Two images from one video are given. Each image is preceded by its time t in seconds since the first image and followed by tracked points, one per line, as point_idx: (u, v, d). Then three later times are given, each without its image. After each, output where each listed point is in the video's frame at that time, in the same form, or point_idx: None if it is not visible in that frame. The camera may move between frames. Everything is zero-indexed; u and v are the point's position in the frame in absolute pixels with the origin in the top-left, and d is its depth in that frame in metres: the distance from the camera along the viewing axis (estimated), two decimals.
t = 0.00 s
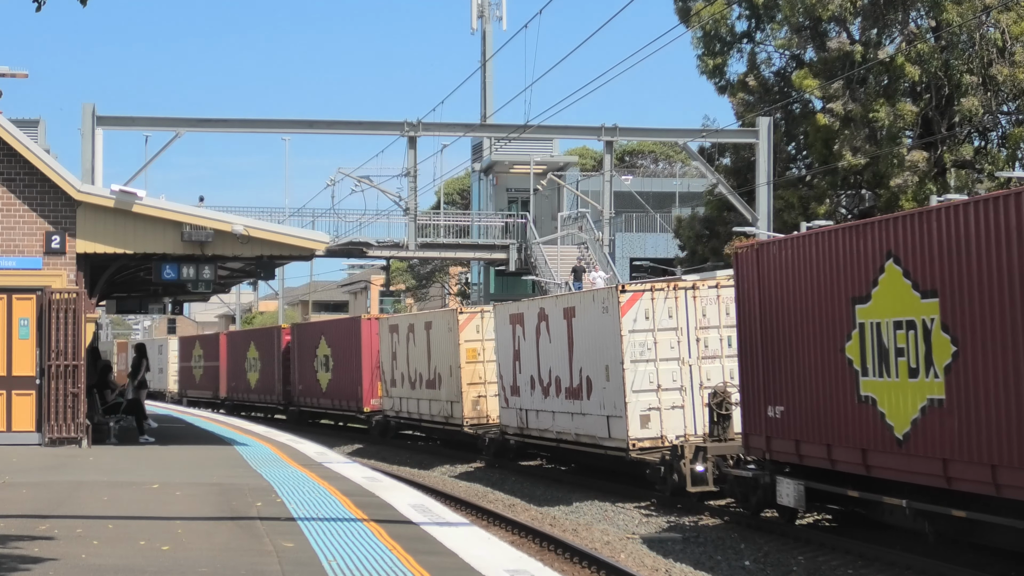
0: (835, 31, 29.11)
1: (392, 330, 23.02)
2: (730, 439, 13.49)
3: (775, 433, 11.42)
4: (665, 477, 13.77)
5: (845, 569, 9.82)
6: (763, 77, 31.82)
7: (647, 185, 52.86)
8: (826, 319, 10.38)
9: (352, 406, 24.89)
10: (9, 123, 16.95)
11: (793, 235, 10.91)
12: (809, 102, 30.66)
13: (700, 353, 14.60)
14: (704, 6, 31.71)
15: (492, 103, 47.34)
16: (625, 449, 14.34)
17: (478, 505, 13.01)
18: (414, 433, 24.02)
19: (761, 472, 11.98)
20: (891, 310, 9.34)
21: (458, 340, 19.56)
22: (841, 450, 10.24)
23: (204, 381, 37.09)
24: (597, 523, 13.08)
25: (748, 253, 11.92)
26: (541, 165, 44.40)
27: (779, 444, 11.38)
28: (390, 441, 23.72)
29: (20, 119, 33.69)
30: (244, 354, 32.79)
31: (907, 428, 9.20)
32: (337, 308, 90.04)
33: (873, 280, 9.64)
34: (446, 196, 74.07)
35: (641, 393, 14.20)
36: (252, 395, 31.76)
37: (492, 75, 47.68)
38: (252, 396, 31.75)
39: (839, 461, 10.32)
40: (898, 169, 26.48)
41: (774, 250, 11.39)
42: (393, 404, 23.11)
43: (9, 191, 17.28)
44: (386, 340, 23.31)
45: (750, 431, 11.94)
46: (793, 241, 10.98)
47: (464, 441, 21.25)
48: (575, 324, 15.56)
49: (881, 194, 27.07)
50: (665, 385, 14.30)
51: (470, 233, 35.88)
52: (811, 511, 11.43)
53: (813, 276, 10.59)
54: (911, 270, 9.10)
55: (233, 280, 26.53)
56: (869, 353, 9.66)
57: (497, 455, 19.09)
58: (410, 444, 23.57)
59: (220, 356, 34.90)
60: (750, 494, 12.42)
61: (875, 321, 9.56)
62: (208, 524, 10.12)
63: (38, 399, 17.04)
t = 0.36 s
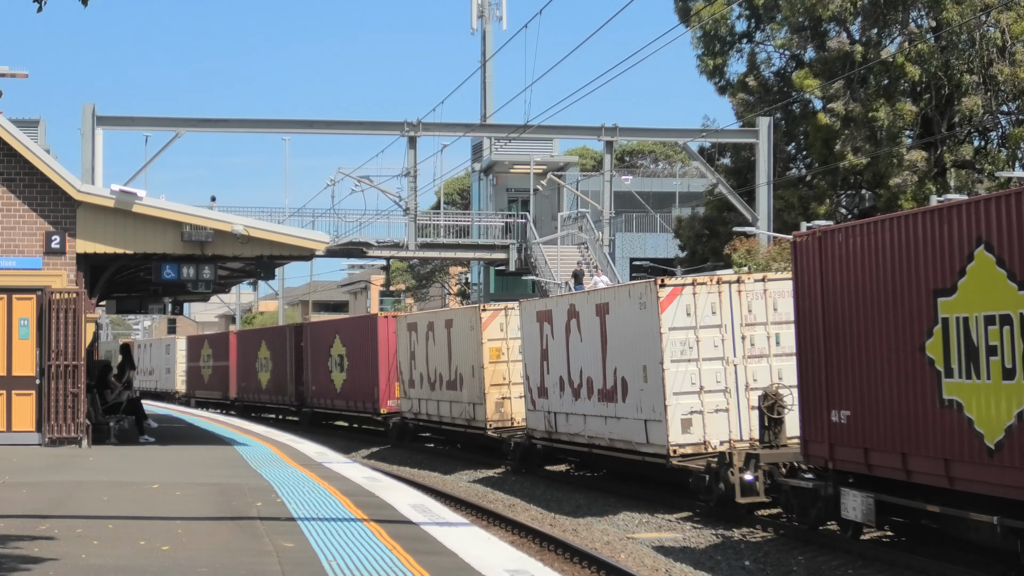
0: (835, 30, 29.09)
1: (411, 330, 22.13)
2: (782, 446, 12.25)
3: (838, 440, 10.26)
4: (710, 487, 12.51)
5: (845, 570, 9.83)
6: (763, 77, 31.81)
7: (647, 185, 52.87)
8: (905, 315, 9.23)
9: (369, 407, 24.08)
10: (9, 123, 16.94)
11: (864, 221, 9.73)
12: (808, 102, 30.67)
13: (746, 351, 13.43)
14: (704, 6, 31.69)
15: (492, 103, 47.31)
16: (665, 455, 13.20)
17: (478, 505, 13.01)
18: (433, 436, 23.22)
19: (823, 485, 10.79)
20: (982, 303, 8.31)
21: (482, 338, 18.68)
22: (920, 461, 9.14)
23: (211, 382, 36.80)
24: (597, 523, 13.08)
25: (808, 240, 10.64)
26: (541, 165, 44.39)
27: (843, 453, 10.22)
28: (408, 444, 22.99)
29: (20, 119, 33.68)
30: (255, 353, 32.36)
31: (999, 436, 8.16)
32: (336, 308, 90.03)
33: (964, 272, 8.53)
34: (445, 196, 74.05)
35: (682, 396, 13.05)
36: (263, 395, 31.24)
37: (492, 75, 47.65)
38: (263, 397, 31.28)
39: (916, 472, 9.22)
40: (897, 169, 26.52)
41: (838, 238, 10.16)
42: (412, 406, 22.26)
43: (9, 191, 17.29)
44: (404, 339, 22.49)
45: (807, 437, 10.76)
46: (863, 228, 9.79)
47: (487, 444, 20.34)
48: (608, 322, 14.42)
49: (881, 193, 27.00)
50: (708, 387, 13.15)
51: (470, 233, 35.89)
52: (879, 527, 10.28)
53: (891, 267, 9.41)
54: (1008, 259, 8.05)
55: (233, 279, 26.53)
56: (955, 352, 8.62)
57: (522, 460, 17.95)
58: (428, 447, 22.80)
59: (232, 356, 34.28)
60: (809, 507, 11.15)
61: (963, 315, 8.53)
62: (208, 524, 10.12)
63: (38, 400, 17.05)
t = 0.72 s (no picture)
0: (835, 30, 29.09)
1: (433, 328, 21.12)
2: (841, 452, 11.74)
3: (913, 450, 9.04)
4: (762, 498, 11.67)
5: (845, 570, 9.79)
6: (763, 77, 31.83)
7: (647, 185, 52.87)
8: (996, 308, 8.01)
9: (386, 409, 23.07)
10: (9, 123, 16.93)
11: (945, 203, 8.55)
12: (808, 102, 30.71)
13: (799, 350, 12.19)
14: (704, 6, 31.71)
15: (492, 103, 47.30)
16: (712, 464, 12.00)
17: (478, 505, 13.00)
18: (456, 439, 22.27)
19: (892, 497, 9.56)
20: None
21: (506, 338, 17.64)
22: (1011, 473, 7.90)
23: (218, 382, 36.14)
24: (596, 523, 13.07)
25: (881, 227, 9.45)
26: (541, 165, 44.38)
27: (919, 464, 9.00)
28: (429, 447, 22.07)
29: (20, 119, 33.69)
30: (266, 353, 31.53)
31: None
32: (337, 308, 90.02)
33: None
34: (446, 197, 74.05)
35: (730, 399, 11.88)
36: (275, 396, 30.38)
37: (492, 75, 47.64)
38: (274, 398, 30.43)
39: (1007, 486, 7.97)
40: (898, 169, 26.55)
41: (914, 223, 9.00)
42: (432, 408, 21.31)
43: (9, 191, 17.29)
44: (424, 338, 21.58)
45: (878, 445, 9.55)
46: (945, 210, 8.61)
47: (517, 448, 19.50)
48: (646, 318, 13.32)
49: (881, 193, 26.99)
50: (758, 389, 11.98)
51: (470, 233, 35.89)
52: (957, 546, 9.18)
53: (978, 254, 8.20)
54: None
55: (233, 280, 26.54)
56: None
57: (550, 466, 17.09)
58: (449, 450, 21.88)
59: (242, 354, 33.34)
60: (879, 522, 10.04)
61: None
62: (208, 524, 10.13)
63: (38, 399, 17.05)
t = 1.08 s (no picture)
0: (835, 30, 29.09)
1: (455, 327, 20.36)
2: (915, 461, 10.82)
3: (1006, 462, 8.05)
4: (823, 511, 10.75)
5: (845, 570, 9.79)
6: (763, 77, 31.83)
7: (647, 185, 52.87)
8: None
9: (404, 411, 22.27)
10: (9, 123, 16.93)
11: None
12: (808, 102, 30.73)
13: (859, 349, 11.49)
14: (704, 6, 31.70)
15: (492, 103, 47.28)
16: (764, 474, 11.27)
17: (478, 505, 12.99)
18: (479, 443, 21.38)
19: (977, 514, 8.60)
20: None
21: (535, 336, 16.98)
22: None
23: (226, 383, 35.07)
24: (596, 523, 13.08)
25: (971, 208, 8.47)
26: (541, 165, 44.34)
27: (1010, 478, 8.03)
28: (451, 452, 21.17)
29: (20, 119, 33.68)
30: (277, 352, 30.47)
31: None
32: (337, 308, 90.00)
33: None
34: (446, 197, 74.04)
35: (785, 402, 11.16)
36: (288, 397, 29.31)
37: (492, 75, 47.65)
38: (287, 399, 29.37)
39: None
40: (898, 169, 26.59)
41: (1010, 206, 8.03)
42: (453, 410, 20.54)
43: (9, 191, 17.29)
44: (444, 337, 20.82)
45: (964, 457, 8.54)
46: None
47: (544, 455, 18.29)
48: (689, 315, 12.63)
49: (882, 193, 27.31)
50: (815, 392, 11.26)
51: (470, 233, 35.87)
52: None
53: None
54: None
55: (233, 280, 26.53)
56: None
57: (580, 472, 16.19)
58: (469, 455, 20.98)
59: (253, 353, 32.21)
60: (962, 541, 9.07)
61: None
62: (208, 524, 10.12)
63: (38, 400, 17.04)
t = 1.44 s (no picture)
0: (835, 30, 29.09)
1: (477, 326, 19.30)
2: (1002, 472, 9.57)
3: None
4: (892, 526, 9.55)
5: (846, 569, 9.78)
6: (763, 77, 31.83)
7: (647, 185, 52.85)
8: None
9: (422, 413, 21.16)
10: (9, 123, 16.93)
11: None
12: (809, 102, 30.74)
13: (930, 348, 10.16)
14: (704, 6, 31.70)
15: (492, 103, 47.28)
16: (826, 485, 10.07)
17: (478, 505, 12.99)
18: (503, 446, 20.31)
19: None
20: None
21: (564, 334, 15.95)
22: None
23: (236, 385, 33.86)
24: (596, 523, 13.07)
25: None
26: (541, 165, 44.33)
27: None
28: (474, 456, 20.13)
29: (20, 119, 33.67)
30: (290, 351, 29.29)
31: None
32: (336, 308, 89.96)
33: None
34: (445, 197, 74.06)
35: (850, 406, 9.92)
36: (301, 398, 28.12)
37: (492, 75, 47.64)
38: (300, 400, 28.24)
39: None
40: (898, 169, 26.60)
41: None
42: (475, 413, 19.50)
43: (9, 191, 17.29)
44: (466, 336, 19.73)
45: None
46: None
47: (575, 458, 17.43)
48: (739, 310, 11.44)
49: (882, 193, 27.41)
50: (883, 395, 9.98)
51: (470, 233, 35.84)
52: None
53: None
54: None
55: (233, 280, 26.53)
56: None
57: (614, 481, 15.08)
58: (492, 459, 19.93)
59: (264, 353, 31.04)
60: None
61: None
62: (208, 524, 10.12)
63: (38, 399, 17.04)
